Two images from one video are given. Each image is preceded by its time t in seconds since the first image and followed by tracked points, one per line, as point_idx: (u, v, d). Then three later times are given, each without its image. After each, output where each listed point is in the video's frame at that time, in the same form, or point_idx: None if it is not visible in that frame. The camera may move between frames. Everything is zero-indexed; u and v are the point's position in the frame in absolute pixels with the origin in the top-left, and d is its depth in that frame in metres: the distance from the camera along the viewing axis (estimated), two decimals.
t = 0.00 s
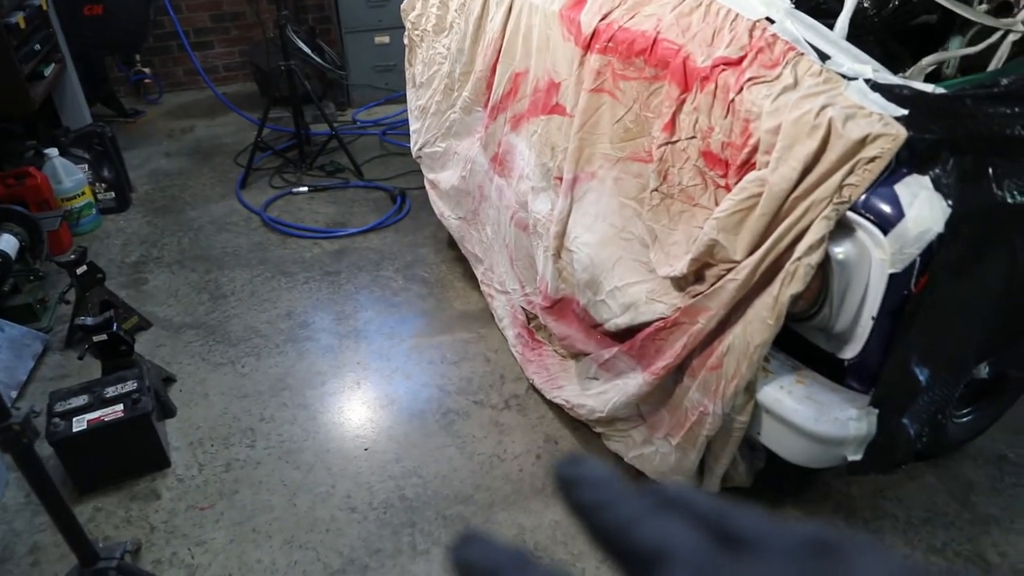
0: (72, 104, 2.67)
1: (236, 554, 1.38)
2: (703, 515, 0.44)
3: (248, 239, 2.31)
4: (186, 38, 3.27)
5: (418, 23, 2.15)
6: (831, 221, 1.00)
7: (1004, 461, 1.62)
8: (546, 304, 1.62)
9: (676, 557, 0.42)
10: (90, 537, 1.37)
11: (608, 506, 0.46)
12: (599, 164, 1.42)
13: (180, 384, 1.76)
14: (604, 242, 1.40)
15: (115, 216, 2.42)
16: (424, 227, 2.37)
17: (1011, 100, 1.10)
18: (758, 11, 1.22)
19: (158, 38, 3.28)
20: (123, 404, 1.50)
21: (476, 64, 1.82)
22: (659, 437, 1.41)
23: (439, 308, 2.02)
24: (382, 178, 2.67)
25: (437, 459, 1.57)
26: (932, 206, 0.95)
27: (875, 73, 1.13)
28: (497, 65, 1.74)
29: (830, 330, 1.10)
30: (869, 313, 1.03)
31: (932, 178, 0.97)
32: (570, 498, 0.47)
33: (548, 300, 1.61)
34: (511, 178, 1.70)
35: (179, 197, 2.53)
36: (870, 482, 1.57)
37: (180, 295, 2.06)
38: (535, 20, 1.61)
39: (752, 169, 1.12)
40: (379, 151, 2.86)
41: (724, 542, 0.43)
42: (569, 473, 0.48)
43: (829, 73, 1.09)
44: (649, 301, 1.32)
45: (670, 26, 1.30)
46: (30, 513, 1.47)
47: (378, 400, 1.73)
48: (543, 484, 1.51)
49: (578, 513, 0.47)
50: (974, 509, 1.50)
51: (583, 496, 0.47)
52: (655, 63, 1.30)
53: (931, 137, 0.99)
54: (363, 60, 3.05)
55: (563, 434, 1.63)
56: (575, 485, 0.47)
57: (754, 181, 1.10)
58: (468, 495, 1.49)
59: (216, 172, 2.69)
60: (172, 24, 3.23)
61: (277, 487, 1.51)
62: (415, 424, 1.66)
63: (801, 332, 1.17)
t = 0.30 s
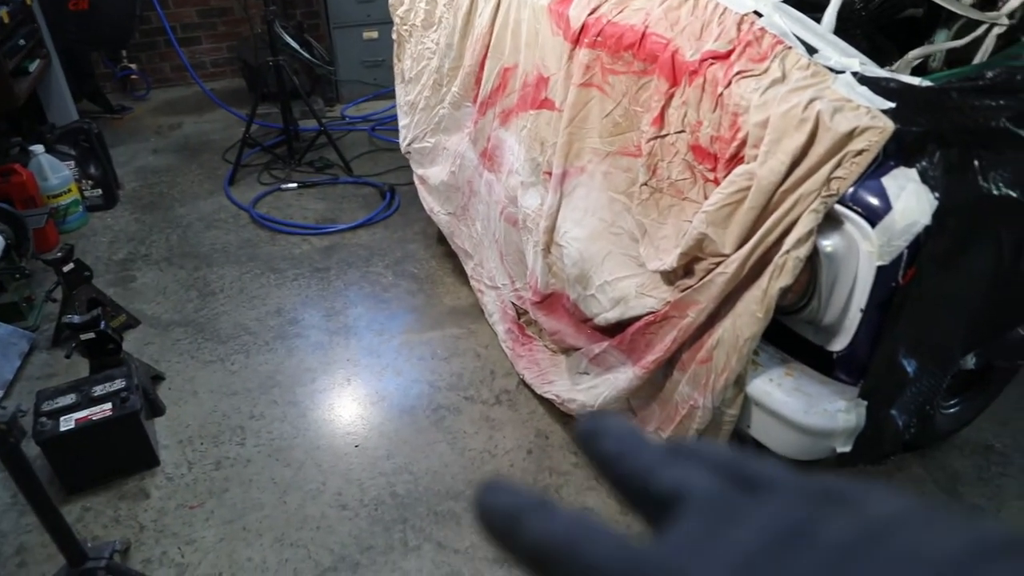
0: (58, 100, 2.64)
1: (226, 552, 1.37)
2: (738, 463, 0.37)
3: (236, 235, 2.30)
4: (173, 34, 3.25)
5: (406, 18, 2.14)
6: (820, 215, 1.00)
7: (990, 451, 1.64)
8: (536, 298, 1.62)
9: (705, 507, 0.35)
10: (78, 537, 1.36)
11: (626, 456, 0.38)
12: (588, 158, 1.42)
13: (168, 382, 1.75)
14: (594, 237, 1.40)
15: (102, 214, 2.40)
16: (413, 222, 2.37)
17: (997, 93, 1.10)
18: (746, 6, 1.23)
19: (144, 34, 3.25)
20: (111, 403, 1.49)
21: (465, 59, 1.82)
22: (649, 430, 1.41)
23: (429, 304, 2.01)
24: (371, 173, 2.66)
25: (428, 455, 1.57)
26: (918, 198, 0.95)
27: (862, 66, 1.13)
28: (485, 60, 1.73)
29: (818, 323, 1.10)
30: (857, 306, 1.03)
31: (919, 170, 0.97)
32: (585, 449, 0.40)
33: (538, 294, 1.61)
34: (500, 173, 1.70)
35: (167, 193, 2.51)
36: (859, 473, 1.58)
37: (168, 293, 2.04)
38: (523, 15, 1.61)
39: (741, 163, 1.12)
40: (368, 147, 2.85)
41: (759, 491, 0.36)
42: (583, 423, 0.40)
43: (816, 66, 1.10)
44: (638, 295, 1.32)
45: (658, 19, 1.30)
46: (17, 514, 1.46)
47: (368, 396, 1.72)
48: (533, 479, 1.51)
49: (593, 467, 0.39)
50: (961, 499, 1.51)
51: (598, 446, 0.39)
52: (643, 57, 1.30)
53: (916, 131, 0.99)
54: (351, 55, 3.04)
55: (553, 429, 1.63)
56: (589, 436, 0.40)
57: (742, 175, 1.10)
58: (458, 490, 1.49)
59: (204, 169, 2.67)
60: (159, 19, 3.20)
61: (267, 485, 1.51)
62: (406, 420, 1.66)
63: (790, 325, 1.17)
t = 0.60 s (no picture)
0: (41, 99, 2.61)
1: (216, 553, 1.37)
2: (738, 394, 0.39)
3: (223, 235, 2.29)
4: (158, 32, 3.23)
5: (393, 17, 2.14)
6: (806, 212, 1.01)
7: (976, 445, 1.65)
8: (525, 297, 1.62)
9: (713, 437, 0.37)
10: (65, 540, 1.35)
11: (631, 397, 0.41)
12: (576, 156, 1.42)
13: (156, 382, 1.74)
14: (582, 235, 1.40)
15: (88, 213, 2.38)
16: (401, 221, 2.37)
17: (979, 91, 1.11)
18: (732, 4, 1.23)
19: (129, 33, 3.23)
20: (99, 403, 1.48)
21: (452, 58, 1.82)
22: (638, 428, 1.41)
23: (417, 303, 2.01)
24: (359, 172, 2.66)
25: (418, 454, 1.57)
26: (904, 195, 0.96)
27: (847, 64, 1.14)
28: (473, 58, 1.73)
29: (806, 319, 1.11)
30: (844, 302, 1.03)
31: (904, 167, 0.98)
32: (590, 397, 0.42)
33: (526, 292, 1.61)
34: (488, 172, 1.70)
35: (153, 193, 2.49)
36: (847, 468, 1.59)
37: (155, 293, 2.03)
38: (510, 13, 1.61)
39: (728, 161, 1.12)
40: (356, 145, 2.85)
41: (762, 419, 0.38)
42: (587, 368, 0.43)
43: (802, 64, 1.10)
44: (627, 292, 1.33)
45: (645, 18, 1.30)
46: (3, 517, 1.45)
47: (358, 395, 1.72)
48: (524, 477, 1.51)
49: (601, 412, 0.42)
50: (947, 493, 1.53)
51: (602, 391, 0.42)
52: (630, 55, 1.30)
53: (900, 129, 1.00)
54: (338, 53, 3.03)
55: (543, 427, 1.64)
56: (592, 383, 0.42)
57: (729, 172, 1.10)
58: (448, 489, 1.49)
59: (191, 168, 2.65)
60: (144, 18, 3.18)
61: (256, 485, 1.50)
62: (395, 419, 1.66)
63: (778, 321, 1.18)
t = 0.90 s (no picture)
0: (29, 108, 2.60)
1: (216, 557, 1.37)
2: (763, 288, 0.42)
3: (216, 239, 2.28)
4: (146, 38, 3.22)
5: (380, 17, 2.13)
6: (799, 200, 1.01)
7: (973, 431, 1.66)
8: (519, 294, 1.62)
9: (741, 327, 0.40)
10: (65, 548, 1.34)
11: (655, 306, 0.44)
12: (568, 152, 1.42)
13: (153, 388, 1.74)
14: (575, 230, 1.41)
15: (80, 221, 2.38)
16: (394, 221, 2.37)
17: (967, 77, 1.12)
18: None
19: (117, 39, 3.22)
20: (95, 411, 1.47)
21: (442, 56, 1.81)
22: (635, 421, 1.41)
23: (413, 302, 2.01)
24: (351, 173, 2.66)
25: (416, 453, 1.57)
26: (895, 182, 0.96)
27: (835, 53, 1.14)
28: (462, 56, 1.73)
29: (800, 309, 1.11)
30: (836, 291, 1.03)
31: (894, 155, 0.98)
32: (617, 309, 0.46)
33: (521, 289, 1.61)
34: (479, 169, 1.70)
35: (145, 199, 2.49)
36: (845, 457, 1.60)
37: (149, 300, 2.02)
38: (498, 10, 1.61)
39: (719, 152, 1.12)
40: (347, 147, 2.84)
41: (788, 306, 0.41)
42: (610, 280, 0.47)
43: (790, 54, 1.11)
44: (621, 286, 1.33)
45: (633, 12, 1.31)
46: (3, 526, 1.44)
47: (356, 395, 1.72)
48: (523, 474, 1.52)
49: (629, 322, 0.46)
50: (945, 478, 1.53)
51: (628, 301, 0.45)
52: (619, 49, 1.31)
53: (890, 116, 1.00)
54: (327, 54, 3.03)
55: (541, 423, 1.64)
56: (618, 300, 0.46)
57: (720, 163, 1.10)
58: (448, 487, 1.49)
59: (182, 174, 2.65)
60: (131, 24, 3.17)
61: (256, 488, 1.50)
62: (393, 418, 1.66)
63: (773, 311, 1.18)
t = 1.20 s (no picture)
0: (26, 102, 2.60)
1: (211, 553, 1.37)
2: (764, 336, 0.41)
3: (213, 235, 2.28)
4: (143, 33, 3.21)
5: (378, 13, 2.13)
6: (795, 199, 1.01)
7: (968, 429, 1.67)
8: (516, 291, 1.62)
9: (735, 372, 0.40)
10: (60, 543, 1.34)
11: (659, 351, 0.43)
12: (565, 149, 1.42)
13: (148, 384, 1.74)
14: (572, 228, 1.41)
15: (75, 216, 2.37)
16: (391, 218, 2.37)
17: (963, 77, 1.12)
18: None
19: (113, 34, 3.21)
20: (91, 405, 1.47)
21: (439, 53, 1.81)
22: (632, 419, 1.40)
23: (409, 299, 2.01)
24: (348, 170, 2.65)
25: (412, 450, 1.57)
26: (891, 181, 0.96)
27: (832, 52, 1.14)
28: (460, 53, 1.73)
29: (796, 307, 1.12)
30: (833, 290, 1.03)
31: (890, 154, 0.99)
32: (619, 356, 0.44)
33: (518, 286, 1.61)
34: (476, 167, 1.70)
35: (141, 194, 2.48)
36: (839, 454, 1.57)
37: (145, 295, 2.02)
38: (496, 7, 1.61)
39: (715, 151, 1.13)
40: (344, 143, 2.84)
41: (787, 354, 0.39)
42: (620, 324, 0.45)
43: (788, 52, 1.11)
44: (617, 284, 1.34)
45: (630, 9, 1.31)
46: None
47: (351, 392, 1.72)
48: (519, 470, 1.52)
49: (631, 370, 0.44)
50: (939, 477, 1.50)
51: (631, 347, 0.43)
52: (617, 47, 1.31)
53: (886, 116, 1.01)
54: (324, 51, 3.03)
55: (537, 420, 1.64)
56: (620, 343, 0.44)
57: (717, 162, 1.10)
58: (443, 484, 1.49)
59: (178, 169, 2.64)
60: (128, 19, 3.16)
61: (251, 484, 1.50)
62: (389, 415, 1.66)
63: (768, 310, 1.19)
